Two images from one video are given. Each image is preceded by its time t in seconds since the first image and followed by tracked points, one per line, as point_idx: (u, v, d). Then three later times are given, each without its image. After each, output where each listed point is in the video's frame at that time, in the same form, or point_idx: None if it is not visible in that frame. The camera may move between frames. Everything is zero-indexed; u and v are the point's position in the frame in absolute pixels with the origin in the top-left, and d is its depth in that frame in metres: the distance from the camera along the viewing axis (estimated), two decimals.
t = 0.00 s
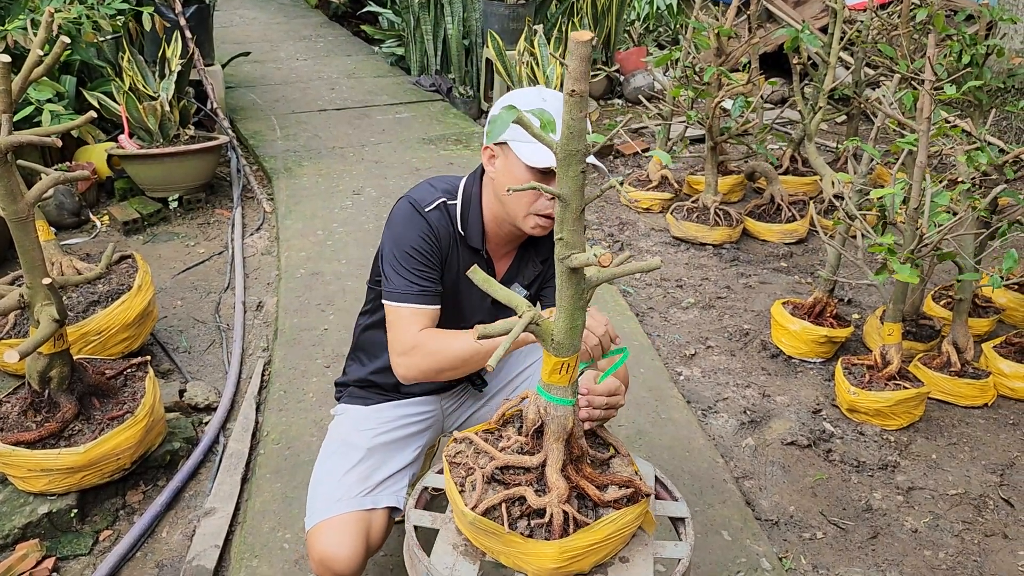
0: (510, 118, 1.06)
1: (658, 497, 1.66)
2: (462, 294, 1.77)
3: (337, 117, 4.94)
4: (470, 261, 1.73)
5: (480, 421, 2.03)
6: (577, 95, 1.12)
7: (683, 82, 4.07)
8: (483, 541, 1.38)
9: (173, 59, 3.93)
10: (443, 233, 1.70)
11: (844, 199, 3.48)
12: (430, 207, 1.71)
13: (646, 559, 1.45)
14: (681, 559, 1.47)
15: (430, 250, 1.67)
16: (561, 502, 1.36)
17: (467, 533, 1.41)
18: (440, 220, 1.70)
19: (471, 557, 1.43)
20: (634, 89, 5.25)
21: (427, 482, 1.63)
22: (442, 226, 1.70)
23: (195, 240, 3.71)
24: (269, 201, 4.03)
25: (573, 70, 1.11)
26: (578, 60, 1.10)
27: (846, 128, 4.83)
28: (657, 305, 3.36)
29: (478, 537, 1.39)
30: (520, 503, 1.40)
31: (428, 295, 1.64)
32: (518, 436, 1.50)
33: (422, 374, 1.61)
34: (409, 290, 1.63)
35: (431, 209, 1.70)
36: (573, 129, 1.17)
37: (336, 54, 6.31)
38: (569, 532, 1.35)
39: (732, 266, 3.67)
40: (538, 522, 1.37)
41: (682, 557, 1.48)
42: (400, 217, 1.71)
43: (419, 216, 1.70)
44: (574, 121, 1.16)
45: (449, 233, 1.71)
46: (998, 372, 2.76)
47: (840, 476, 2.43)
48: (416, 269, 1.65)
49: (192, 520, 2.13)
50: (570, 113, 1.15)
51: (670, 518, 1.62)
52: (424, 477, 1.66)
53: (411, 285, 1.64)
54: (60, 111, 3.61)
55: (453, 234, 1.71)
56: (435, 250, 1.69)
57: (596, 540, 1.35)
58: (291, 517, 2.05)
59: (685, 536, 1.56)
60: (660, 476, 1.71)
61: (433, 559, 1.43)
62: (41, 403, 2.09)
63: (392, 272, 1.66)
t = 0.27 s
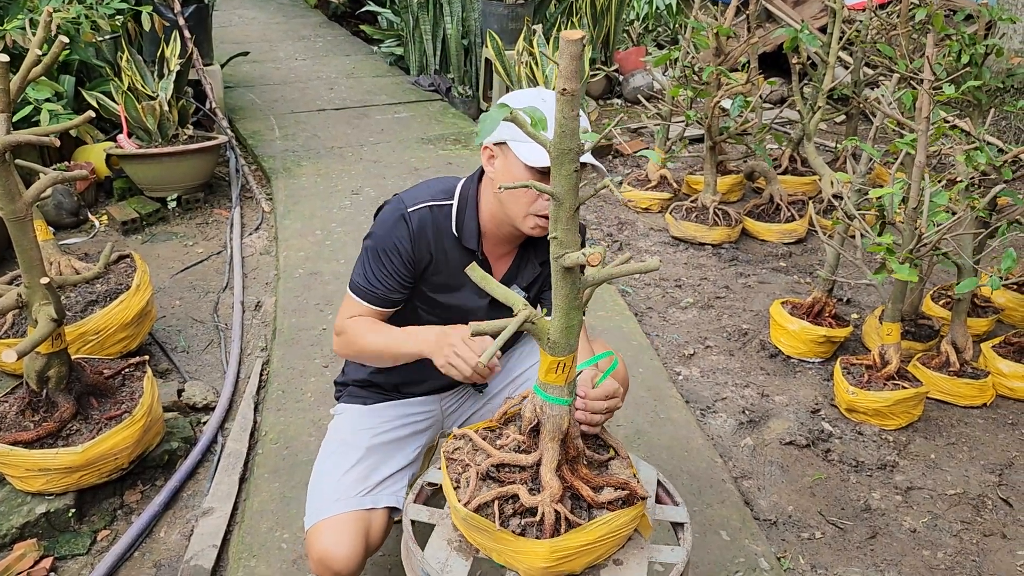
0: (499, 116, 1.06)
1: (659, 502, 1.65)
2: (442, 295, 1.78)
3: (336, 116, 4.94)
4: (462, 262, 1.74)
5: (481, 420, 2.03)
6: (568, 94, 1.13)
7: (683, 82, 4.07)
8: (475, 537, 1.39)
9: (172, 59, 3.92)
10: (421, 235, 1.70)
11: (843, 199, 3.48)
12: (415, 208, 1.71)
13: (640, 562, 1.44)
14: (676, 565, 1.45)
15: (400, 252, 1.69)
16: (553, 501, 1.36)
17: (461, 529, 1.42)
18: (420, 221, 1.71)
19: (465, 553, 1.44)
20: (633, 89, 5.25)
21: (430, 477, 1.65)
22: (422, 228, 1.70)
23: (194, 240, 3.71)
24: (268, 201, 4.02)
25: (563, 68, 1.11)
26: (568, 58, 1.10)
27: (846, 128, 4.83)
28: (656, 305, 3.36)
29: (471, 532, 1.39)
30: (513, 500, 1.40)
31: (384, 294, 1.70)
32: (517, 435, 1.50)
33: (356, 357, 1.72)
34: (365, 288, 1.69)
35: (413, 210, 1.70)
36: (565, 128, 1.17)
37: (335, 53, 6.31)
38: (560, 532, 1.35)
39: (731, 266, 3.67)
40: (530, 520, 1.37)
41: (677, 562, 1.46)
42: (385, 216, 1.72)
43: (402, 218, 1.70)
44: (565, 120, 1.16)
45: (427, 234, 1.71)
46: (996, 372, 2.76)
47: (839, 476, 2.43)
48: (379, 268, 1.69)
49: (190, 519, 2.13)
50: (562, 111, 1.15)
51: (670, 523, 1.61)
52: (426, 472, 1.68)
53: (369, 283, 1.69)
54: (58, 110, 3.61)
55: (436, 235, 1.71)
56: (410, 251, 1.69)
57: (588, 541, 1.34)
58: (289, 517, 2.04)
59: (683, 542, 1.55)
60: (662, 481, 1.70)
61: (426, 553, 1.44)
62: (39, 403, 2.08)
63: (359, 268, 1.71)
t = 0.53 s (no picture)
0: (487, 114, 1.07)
1: (658, 506, 1.64)
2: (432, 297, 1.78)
3: (335, 117, 4.94)
4: (456, 263, 1.74)
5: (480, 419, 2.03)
6: (557, 92, 1.12)
7: (681, 82, 4.06)
8: (468, 534, 1.40)
9: (170, 59, 3.92)
10: (412, 236, 1.70)
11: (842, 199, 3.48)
12: (407, 208, 1.72)
13: (633, 565, 1.44)
14: (669, 569, 1.45)
15: (390, 251, 1.69)
16: (545, 501, 1.36)
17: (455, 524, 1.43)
18: (411, 221, 1.71)
19: (458, 549, 1.45)
20: (632, 89, 5.25)
21: (429, 473, 1.67)
22: (414, 229, 1.71)
23: (192, 240, 3.71)
24: (267, 201, 4.02)
25: (553, 67, 1.11)
26: (557, 56, 1.10)
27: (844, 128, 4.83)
28: (654, 305, 3.36)
29: (464, 529, 1.40)
30: (506, 499, 1.40)
31: (372, 293, 1.70)
32: (514, 433, 1.50)
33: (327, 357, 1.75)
34: (355, 285, 1.69)
35: (404, 210, 1.70)
36: (555, 126, 1.17)
37: (334, 54, 6.31)
38: (551, 532, 1.35)
39: (729, 266, 3.67)
40: (522, 518, 1.37)
41: (670, 566, 1.46)
42: (377, 214, 1.72)
43: (393, 217, 1.71)
44: (555, 120, 1.16)
45: (417, 235, 1.71)
46: (995, 372, 2.76)
47: (837, 476, 2.43)
48: (368, 266, 1.69)
49: (187, 520, 2.13)
50: (552, 109, 1.15)
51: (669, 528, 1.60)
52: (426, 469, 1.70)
53: (359, 280, 1.69)
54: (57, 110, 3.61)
55: (427, 237, 1.71)
56: (400, 251, 1.70)
57: (579, 542, 1.34)
58: (286, 517, 2.04)
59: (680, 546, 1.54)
60: (662, 485, 1.68)
61: (420, 548, 1.45)
62: (36, 403, 2.08)
63: (349, 265, 1.71)
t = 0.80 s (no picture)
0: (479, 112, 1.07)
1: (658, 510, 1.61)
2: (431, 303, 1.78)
3: (334, 116, 4.94)
4: (452, 266, 1.73)
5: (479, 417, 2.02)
6: (549, 92, 1.12)
7: (679, 82, 4.06)
8: (461, 532, 1.39)
9: (168, 59, 3.92)
10: (409, 242, 1.70)
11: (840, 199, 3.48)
12: (401, 213, 1.71)
13: (627, 568, 1.43)
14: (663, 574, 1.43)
15: (388, 258, 1.69)
16: (538, 501, 1.36)
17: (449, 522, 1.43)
18: (407, 228, 1.70)
19: (452, 547, 1.45)
20: (631, 90, 5.25)
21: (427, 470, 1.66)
22: (409, 235, 1.70)
23: (190, 240, 3.70)
24: (265, 201, 4.02)
25: (544, 66, 1.11)
26: (549, 56, 1.10)
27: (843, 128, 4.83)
28: (652, 305, 3.36)
29: (459, 527, 1.40)
30: (500, 498, 1.40)
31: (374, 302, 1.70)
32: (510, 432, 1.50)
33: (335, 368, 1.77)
34: (356, 295, 1.69)
35: (398, 216, 1.69)
36: (547, 126, 1.17)
37: (333, 54, 6.30)
38: (543, 532, 1.35)
39: (727, 266, 3.67)
40: (514, 518, 1.37)
41: (664, 571, 1.44)
42: (372, 221, 1.71)
43: (388, 223, 1.70)
44: (548, 120, 1.15)
45: (415, 242, 1.70)
46: (993, 372, 2.76)
47: (834, 476, 2.43)
48: (368, 276, 1.69)
49: (184, 520, 2.12)
50: (543, 109, 1.14)
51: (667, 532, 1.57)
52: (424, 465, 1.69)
53: (360, 290, 1.69)
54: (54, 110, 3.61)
55: (424, 242, 1.71)
56: (399, 258, 1.69)
57: (572, 543, 1.34)
58: (284, 517, 2.04)
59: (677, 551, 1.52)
60: (663, 488, 1.66)
61: (414, 544, 1.45)
62: (33, 403, 2.08)
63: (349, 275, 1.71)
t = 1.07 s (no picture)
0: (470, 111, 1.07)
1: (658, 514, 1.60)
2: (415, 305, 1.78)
3: (332, 117, 4.94)
4: (433, 267, 1.72)
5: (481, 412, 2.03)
6: (544, 91, 1.12)
7: (677, 82, 4.07)
8: (456, 529, 1.41)
9: (165, 60, 3.91)
10: (387, 248, 1.69)
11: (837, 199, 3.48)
12: (374, 220, 1.69)
13: (620, 571, 1.42)
14: None
15: (367, 266, 1.68)
16: (531, 501, 1.35)
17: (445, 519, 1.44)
18: (383, 233, 1.68)
19: (447, 544, 1.45)
20: (629, 90, 5.26)
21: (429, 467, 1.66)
22: (385, 241, 1.68)
23: (188, 240, 3.70)
24: (263, 201, 4.02)
25: (539, 67, 1.11)
26: (543, 56, 1.10)
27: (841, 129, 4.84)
28: (650, 305, 3.36)
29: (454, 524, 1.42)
30: (495, 497, 1.40)
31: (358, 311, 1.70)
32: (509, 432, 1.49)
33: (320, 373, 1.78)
34: (339, 306, 1.69)
35: (371, 224, 1.67)
36: (542, 126, 1.16)
37: (331, 54, 6.30)
38: (535, 532, 1.35)
39: (725, 266, 3.67)
40: (508, 517, 1.37)
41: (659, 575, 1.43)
42: (346, 230, 1.70)
43: (362, 231, 1.68)
44: (543, 120, 1.15)
45: (393, 247, 1.69)
46: (990, 372, 2.77)
47: (832, 476, 2.43)
48: (348, 285, 1.69)
49: (181, 521, 2.12)
50: (538, 109, 1.14)
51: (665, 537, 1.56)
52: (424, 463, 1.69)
53: (343, 301, 1.69)
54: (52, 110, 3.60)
55: (403, 247, 1.69)
56: (378, 265, 1.68)
57: (563, 544, 1.34)
58: (282, 518, 2.04)
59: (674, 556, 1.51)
60: (663, 493, 1.64)
61: (409, 541, 1.45)
62: (30, 404, 2.08)
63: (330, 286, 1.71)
